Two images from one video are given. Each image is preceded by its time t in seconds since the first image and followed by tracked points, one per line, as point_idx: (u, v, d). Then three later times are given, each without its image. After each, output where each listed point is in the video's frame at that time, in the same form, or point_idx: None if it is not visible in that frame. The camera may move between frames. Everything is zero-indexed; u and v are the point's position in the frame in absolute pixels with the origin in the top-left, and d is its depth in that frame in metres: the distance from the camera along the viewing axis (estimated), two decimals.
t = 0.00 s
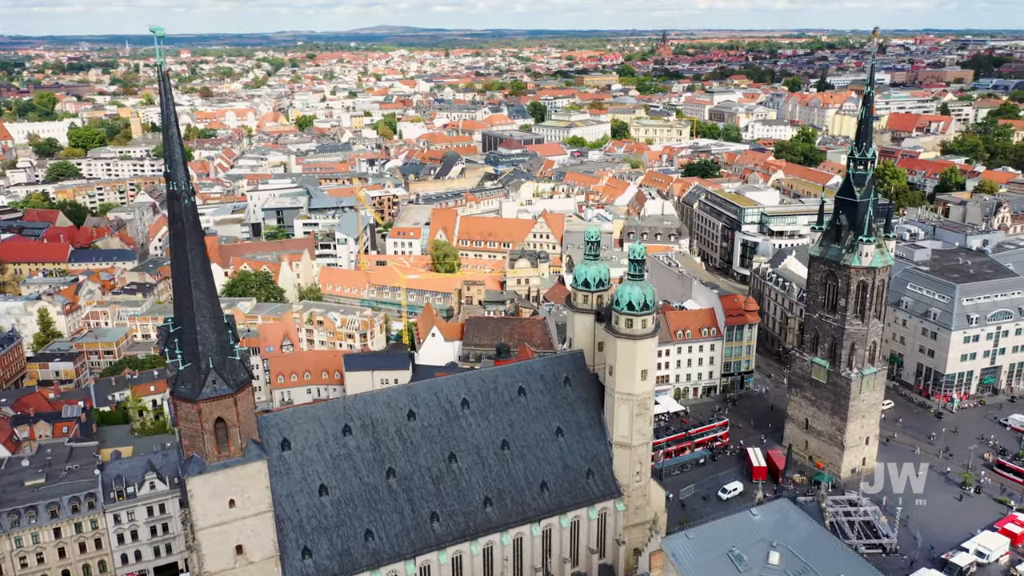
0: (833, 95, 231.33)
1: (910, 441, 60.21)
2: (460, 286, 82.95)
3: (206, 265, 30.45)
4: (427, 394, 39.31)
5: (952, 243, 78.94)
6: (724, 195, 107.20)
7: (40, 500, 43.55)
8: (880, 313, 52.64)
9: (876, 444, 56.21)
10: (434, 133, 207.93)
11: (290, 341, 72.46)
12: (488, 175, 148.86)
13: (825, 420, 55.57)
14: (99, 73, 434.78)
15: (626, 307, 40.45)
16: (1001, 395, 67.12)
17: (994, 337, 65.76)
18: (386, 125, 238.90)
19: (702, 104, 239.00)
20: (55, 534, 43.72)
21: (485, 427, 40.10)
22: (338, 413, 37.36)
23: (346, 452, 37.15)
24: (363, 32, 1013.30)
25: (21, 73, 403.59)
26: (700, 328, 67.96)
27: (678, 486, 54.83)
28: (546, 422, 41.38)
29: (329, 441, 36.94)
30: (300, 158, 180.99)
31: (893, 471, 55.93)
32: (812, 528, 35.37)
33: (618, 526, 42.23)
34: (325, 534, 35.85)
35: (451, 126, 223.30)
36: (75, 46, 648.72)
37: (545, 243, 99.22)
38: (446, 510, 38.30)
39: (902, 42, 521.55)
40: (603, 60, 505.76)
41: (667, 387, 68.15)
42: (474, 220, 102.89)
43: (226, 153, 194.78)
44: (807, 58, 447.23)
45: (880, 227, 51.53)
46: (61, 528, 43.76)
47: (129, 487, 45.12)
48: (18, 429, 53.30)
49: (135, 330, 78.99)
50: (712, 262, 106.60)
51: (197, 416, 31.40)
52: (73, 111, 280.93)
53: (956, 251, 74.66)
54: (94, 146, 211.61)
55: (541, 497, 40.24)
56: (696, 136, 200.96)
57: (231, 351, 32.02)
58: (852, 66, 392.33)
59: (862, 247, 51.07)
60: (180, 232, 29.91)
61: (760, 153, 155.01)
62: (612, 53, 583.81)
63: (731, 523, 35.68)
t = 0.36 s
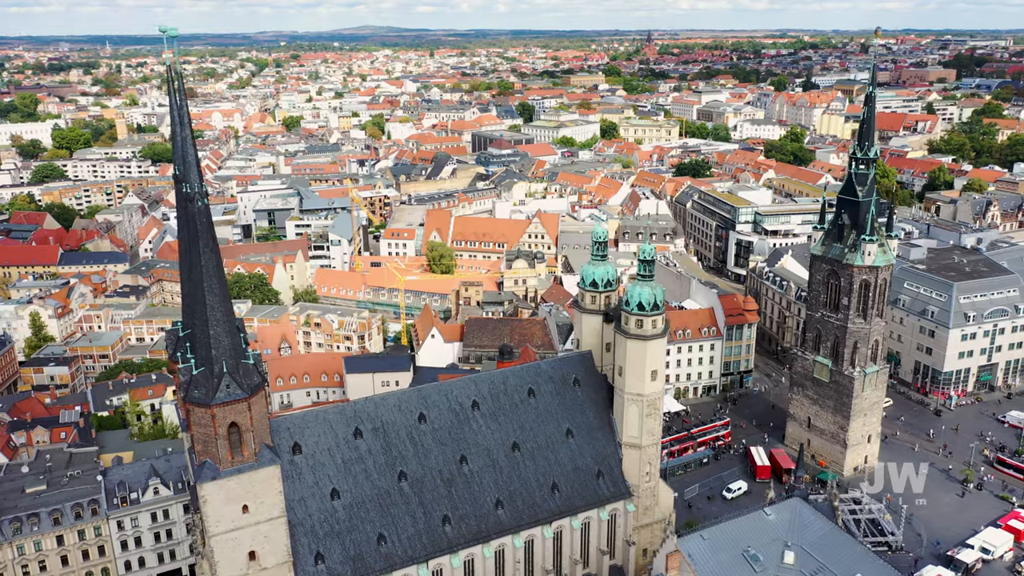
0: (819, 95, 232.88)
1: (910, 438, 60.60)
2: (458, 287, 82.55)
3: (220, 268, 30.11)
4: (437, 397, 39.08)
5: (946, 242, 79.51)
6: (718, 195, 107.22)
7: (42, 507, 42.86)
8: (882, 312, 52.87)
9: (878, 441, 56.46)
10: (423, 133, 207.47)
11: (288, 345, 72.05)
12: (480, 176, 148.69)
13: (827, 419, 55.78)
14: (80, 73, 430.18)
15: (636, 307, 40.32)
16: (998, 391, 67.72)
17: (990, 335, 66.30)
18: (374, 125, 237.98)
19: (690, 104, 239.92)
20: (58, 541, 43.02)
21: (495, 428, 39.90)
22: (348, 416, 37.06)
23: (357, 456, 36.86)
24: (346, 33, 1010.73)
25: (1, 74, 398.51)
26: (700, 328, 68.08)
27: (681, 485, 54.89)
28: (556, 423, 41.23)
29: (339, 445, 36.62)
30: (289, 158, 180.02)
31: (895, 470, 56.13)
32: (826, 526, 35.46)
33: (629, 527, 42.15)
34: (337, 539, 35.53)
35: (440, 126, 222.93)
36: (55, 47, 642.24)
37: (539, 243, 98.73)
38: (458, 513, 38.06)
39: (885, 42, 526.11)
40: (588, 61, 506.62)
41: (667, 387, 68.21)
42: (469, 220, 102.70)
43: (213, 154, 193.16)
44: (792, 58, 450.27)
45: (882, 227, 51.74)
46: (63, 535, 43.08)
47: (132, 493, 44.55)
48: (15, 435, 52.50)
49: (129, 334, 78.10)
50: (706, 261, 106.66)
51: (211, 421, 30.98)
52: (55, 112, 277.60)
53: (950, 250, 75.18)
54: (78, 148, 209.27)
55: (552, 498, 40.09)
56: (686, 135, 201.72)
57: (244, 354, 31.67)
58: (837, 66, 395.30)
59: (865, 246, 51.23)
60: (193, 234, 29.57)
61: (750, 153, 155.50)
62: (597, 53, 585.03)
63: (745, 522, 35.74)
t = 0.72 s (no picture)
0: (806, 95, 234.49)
1: (909, 436, 61.00)
2: (456, 288, 82.07)
3: (235, 271, 29.77)
4: (448, 399, 38.88)
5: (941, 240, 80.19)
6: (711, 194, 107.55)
7: (45, 514, 42.23)
8: (884, 311, 53.19)
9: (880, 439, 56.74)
10: (412, 134, 206.96)
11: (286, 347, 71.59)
12: (472, 176, 148.45)
13: (830, 417, 56.02)
14: (60, 74, 425.21)
15: (646, 307, 40.29)
16: (993, 388, 68.37)
17: (986, 332, 66.85)
18: (363, 126, 237.16)
19: (678, 104, 240.84)
20: (61, 548, 42.40)
21: (506, 430, 39.73)
22: (360, 419, 36.79)
23: (369, 459, 36.58)
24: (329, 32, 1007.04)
25: None
26: (700, 327, 68.25)
27: (686, 485, 54.93)
28: (566, 425, 41.11)
29: (351, 448, 36.34)
30: (277, 159, 179.04)
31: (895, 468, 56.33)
32: (840, 524, 35.57)
33: (639, 527, 42.12)
34: (350, 543, 35.23)
35: (429, 126, 222.19)
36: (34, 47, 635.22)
37: (534, 243, 98.33)
38: (470, 516, 37.88)
39: (867, 42, 530.54)
40: (574, 61, 507.52)
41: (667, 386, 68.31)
42: (463, 221, 102.62)
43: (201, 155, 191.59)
44: (776, 58, 453.37)
45: (884, 226, 52.06)
46: (67, 542, 42.46)
47: (137, 499, 43.96)
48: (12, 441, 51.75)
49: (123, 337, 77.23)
50: (700, 260, 106.82)
51: (225, 425, 30.63)
52: (37, 113, 274.27)
53: (945, 248, 75.77)
54: (63, 149, 206.99)
55: (564, 500, 39.97)
56: (675, 135, 202.45)
57: (258, 358, 31.33)
58: (821, 66, 398.24)
59: (867, 245, 51.55)
60: (208, 236, 29.27)
61: (740, 152, 156.29)
62: (583, 52, 586.27)
63: (759, 521, 35.72)
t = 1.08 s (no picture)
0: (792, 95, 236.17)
1: (909, 433, 61.38)
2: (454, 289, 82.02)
3: (250, 274, 29.39)
4: (458, 401, 38.68)
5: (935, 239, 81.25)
6: (705, 193, 107.99)
7: (49, 521, 41.69)
8: (885, 309, 53.51)
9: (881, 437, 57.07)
10: (401, 134, 206.49)
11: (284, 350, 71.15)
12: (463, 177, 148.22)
13: (831, 415, 56.30)
14: (40, 75, 420.27)
15: (657, 307, 40.32)
16: (989, 385, 69.05)
17: (982, 330, 67.43)
18: (351, 126, 236.53)
19: (666, 103, 241.83)
20: (66, 556, 41.84)
21: (518, 431, 39.61)
22: (372, 422, 36.55)
23: (381, 462, 36.33)
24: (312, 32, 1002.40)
25: None
26: (699, 326, 68.42)
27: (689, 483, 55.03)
28: (576, 425, 41.04)
29: (363, 452, 36.07)
30: (266, 160, 177.96)
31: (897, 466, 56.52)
32: (853, 522, 35.66)
33: (649, 527, 42.21)
34: (364, 547, 35.00)
35: (417, 127, 221.82)
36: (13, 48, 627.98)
37: (529, 243, 98.57)
38: (483, 518, 37.72)
39: (850, 42, 535.24)
40: (559, 61, 508.60)
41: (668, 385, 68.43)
42: (458, 221, 102.44)
43: (188, 156, 190.06)
44: (761, 58, 456.56)
45: (886, 225, 52.33)
46: (71, 549, 41.91)
47: (141, 505, 43.46)
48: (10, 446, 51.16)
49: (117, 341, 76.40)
50: (693, 259, 107.01)
51: (241, 429, 30.29)
52: (19, 115, 270.90)
53: (940, 246, 76.34)
54: (47, 151, 204.69)
55: (575, 501, 39.93)
56: (664, 135, 203.20)
57: (273, 362, 31.03)
58: (805, 66, 401.65)
59: (869, 244, 51.83)
60: (224, 240, 28.93)
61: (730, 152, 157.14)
62: (568, 52, 587.66)
63: (773, 520, 35.69)
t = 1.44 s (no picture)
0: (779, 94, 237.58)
1: (908, 430, 61.85)
2: (452, 290, 81.84)
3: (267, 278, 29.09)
4: (470, 402, 38.50)
5: (928, 237, 82.84)
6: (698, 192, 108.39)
7: (53, 527, 41.11)
8: (887, 308, 53.84)
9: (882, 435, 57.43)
10: (391, 135, 205.89)
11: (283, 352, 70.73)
12: (455, 177, 147.95)
13: (834, 413, 56.52)
14: (21, 75, 415.23)
15: (667, 307, 40.35)
16: (985, 382, 69.73)
17: (978, 328, 68.06)
18: (339, 127, 235.55)
19: (654, 103, 242.49)
20: (71, 563, 41.31)
21: (529, 432, 39.50)
22: (384, 425, 36.32)
23: (394, 464, 36.10)
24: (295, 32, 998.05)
25: None
26: (699, 325, 68.56)
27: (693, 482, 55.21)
28: (587, 426, 40.99)
29: (376, 454, 35.84)
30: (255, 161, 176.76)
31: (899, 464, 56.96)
32: (865, 520, 35.82)
33: (659, 527, 42.24)
34: (378, 551, 34.75)
35: (407, 128, 221.21)
36: None
37: (525, 244, 98.38)
38: (496, 520, 37.60)
39: (833, 42, 539.05)
40: (544, 61, 508.89)
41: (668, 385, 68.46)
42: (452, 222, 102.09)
43: (176, 157, 188.43)
44: (746, 58, 458.85)
45: (888, 224, 52.67)
46: (76, 556, 41.39)
47: (147, 510, 43.00)
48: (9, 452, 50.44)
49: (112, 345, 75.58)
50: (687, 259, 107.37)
51: (258, 433, 29.99)
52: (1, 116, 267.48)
53: (935, 244, 77.01)
54: (32, 152, 202.32)
55: (587, 502, 39.85)
56: (653, 135, 203.78)
57: (289, 365, 30.73)
58: (790, 65, 404.30)
59: (871, 242, 52.10)
60: (240, 242, 28.64)
61: (720, 151, 157.84)
62: (554, 52, 588.02)
63: (786, 519, 35.84)
